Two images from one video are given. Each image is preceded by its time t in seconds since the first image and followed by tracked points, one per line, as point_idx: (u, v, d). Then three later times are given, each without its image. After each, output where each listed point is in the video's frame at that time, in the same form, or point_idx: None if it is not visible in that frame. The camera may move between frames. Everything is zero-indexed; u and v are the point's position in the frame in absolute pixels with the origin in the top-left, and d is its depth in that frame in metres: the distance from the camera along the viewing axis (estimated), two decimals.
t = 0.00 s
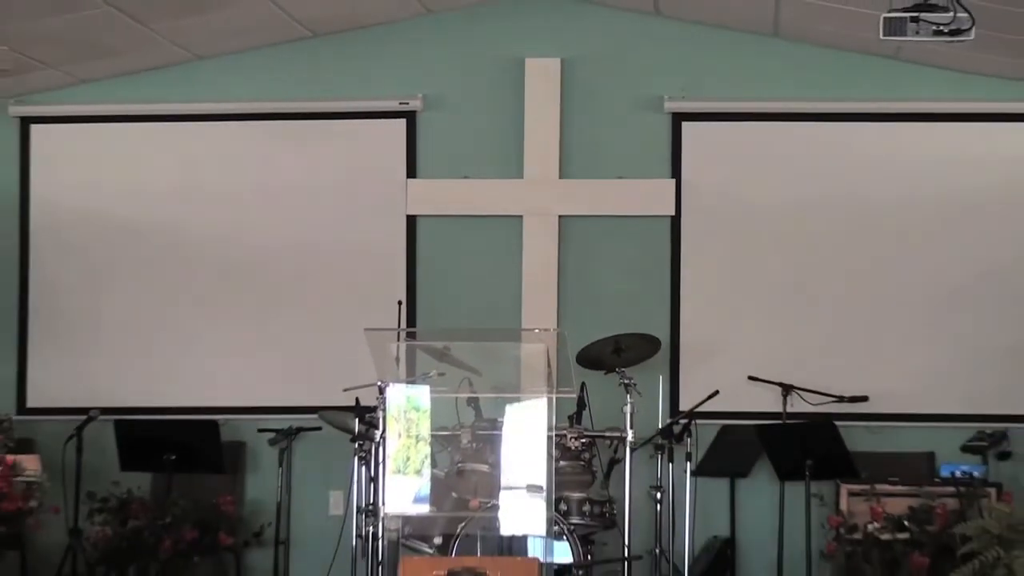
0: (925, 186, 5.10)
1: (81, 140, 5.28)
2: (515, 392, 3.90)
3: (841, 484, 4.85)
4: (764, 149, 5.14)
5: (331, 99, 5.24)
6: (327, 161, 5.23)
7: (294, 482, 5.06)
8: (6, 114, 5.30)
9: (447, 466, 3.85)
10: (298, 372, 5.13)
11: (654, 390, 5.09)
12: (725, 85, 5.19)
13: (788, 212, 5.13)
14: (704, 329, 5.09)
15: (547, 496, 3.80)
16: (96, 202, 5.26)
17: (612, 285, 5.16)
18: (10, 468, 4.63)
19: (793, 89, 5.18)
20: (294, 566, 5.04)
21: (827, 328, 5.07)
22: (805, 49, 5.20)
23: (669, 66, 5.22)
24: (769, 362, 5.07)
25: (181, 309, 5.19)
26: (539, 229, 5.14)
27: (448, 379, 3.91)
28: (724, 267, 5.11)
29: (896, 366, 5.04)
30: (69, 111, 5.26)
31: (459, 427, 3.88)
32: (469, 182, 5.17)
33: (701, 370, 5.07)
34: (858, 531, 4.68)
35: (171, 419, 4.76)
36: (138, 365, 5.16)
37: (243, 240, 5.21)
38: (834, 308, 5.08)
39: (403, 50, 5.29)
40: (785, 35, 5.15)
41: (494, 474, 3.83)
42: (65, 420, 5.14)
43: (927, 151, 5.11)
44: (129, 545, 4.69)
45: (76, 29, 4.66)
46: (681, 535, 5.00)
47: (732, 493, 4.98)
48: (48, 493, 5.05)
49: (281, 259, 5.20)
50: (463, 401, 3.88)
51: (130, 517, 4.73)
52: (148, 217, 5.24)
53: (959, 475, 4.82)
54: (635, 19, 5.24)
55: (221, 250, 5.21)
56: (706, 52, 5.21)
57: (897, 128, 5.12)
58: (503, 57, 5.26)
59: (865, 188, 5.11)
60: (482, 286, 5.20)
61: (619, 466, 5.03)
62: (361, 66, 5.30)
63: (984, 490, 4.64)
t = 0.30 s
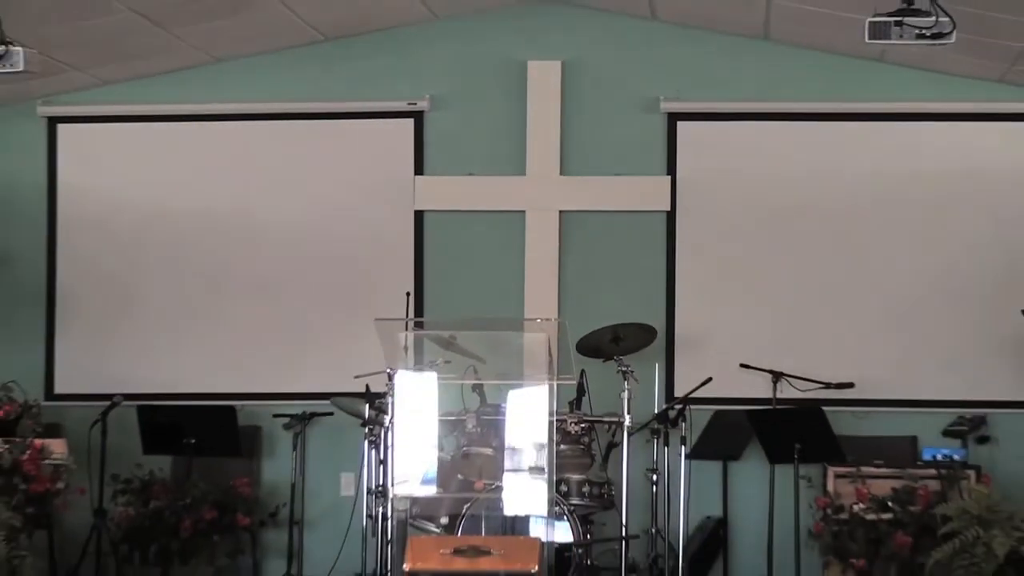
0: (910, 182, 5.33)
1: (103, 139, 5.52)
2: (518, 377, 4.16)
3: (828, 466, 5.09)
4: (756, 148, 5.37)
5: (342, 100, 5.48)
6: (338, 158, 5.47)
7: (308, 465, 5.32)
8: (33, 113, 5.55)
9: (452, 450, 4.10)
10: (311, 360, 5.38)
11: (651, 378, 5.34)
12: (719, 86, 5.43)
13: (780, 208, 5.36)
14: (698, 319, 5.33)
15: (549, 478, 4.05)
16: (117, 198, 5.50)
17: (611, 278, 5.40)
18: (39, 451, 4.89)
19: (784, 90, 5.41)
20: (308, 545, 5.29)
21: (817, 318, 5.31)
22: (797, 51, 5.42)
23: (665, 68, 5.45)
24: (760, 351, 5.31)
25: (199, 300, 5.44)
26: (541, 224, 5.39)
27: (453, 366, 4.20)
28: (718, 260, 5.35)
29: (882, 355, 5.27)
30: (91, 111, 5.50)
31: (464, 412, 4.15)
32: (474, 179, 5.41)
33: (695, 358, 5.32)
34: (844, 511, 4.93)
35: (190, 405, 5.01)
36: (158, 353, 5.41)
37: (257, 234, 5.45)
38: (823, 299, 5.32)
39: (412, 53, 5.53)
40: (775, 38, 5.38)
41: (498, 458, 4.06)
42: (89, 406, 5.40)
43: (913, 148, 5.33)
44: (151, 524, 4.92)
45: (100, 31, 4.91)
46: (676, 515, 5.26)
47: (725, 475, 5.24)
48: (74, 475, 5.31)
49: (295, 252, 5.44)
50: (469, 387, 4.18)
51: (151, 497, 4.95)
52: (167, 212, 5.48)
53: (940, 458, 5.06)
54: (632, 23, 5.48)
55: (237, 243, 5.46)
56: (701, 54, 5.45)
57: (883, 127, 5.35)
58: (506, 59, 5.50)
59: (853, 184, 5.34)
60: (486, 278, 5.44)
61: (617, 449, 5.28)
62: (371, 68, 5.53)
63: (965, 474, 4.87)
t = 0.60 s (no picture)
0: (896, 179, 5.56)
1: (124, 138, 5.77)
2: (521, 365, 4.45)
3: (817, 451, 5.33)
4: (749, 147, 5.61)
5: (353, 102, 5.73)
6: (348, 158, 5.72)
7: (322, 449, 5.57)
8: (58, 114, 5.80)
9: (459, 435, 4.38)
10: (323, 351, 5.63)
11: (648, 367, 5.58)
12: (713, 88, 5.67)
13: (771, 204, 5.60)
14: (693, 311, 5.58)
15: (551, 461, 4.28)
16: (138, 195, 5.75)
17: (610, 271, 5.65)
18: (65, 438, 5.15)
19: (775, 91, 5.64)
20: (322, 525, 5.55)
21: (807, 310, 5.55)
22: (788, 54, 5.66)
23: (661, 71, 5.69)
24: (752, 341, 5.55)
25: (216, 293, 5.69)
26: (543, 219, 5.64)
27: (459, 355, 4.47)
28: (711, 254, 5.60)
29: (869, 345, 5.51)
30: (113, 112, 5.76)
31: (470, 399, 4.44)
32: (479, 176, 5.66)
33: (690, 347, 5.56)
34: (832, 493, 5.15)
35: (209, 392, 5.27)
36: (177, 343, 5.67)
37: (272, 229, 5.70)
38: (812, 291, 5.56)
39: (419, 56, 5.78)
40: (766, 43, 5.62)
41: (501, 442, 4.35)
42: (112, 393, 5.66)
43: (899, 147, 5.57)
44: (172, 506, 5.16)
45: (123, 35, 5.16)
46: (673, 496, 5.53)
47: (719, 459, 5.49)
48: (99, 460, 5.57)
49: (307, 246, 5.69)
50: (474, 375, 4.46)
51: (173, 480, 5.19)
52: (186, 208, 5.73)
53: (922, 443, 5.31)
54: (630, 27, 5.72)
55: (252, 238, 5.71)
56: (696, 57, 5.69)
57: (870, 127, 5.59)
58: (509, 62, 5.74)
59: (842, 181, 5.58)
60: (491, 271, 5.69)
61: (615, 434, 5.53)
62: (380, 71, 5.78)
63: (947, 458, 5.11)
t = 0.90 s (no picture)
0: (885, 178, 5.81)
1: (148, 139, 6.04)
2: (525, 356, 4.71)
3: (808, 438, 5.55)
4: (744, 148, 5.87)
5: (365, 104, 6.01)
6: (360, 157, 5.98)
7: (336, 436, 5.85)
8: (85, 116, 6.08)
9: (466, 422, 4.67)
10: (336, 342, 5.89)
11: (647, 358, 5.84)
12: (709, 91, 5.92)
13: (765, 202, 5.85)
14: (690, 304, 5.84)
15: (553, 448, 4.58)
16: (160, 193, 6.02)
17: (611, 266, 5.90)
18: (92, 425, 5.42)
19: (769, 94, 5.90)
20: (336, 508, 5.82)
21: (799, 303, 5.81)
22: (781, 59, 5.91)
23: (660, 75, 5.95)
24: (747, 333, 5.81)
25: (234, 287, 5.96)
26: (547, 216, 5.90)
27: (467, 346, 4.74)
28: (707, 250, 5.85)
29: (858, 336, 5.77)
30: (137, 114, 6.03)
31: (476, 387, 4.70)
32: (485, 176, 5.92)
33: (687, 339, 5.82)
34: (822, 478, 5.38)
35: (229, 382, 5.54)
36: (197, 335, 5.94)
37: (288, 226, 5.97)
38: (804, 286, 5.81)
39: (428, 61, 6.04)
40: (760, 48, 5.88)
41: (507, 429, 4.59)
42: (136, 383, 5.93)
43: (887, 148, 5.82)
44: (193, 489, 5.45)
45: (147, 41, 5.43)
46: (671, 481, 5.80)
47: (714, 445, 5.77)
48: (125, 445, 5.85)
49: (321, 242, 5.95)
50: (480, 365, 4.73)
51: (194, 465, 5.49)
52: (205, 206, 6.01)
53: (908, 430, 5.52)
54: (630, 33, 5.98)
55: (269, 234, 5.98)
56: (693, 62, 5.95)
57: (860, 128, 5.84)
58: (514, 67, 6.01)
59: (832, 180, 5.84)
60: (497, 265, 5.94)
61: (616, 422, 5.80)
62: (391, 75, 6.04)
63: (931, 445, 5.34)
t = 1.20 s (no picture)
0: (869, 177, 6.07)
1: (163, 140, 6.30)
2: (526, 349, 4.98)
3: (795, 426, 5.81)
4: (734, 148, 6.13)
5: (371, 107, 6.28)
6: (367, 157, 6.25)
7: (344, 424, 6.11)
8: (104, 117, 6.34)
9: (469, 410, 4.94)
10: (344, 335, 6.16)
11: (641, 348, 6.10)
12: (701, 94, 6.18)
13: (754, 200, 6.11)
14: (682, 298, 6.10)
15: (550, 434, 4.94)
16: (175, 191, 6.28)
17: (607, 262, 6.16)
18: (111, 413, 5.69)
19: (758, 97, 6.16)
20: (344, 492, 6.08)
21: (787, 297, 6.07)
22: (770, 63, 6.17)
23: (654, 79, 6.21)
24: (737, 325, 6.07)
25: (246, 281, 6.23)
26: (546, 214, 6.16)
27: (469, 338, 4.99)
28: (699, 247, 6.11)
29: (843, 329, 6.03)
30: (153, 116, 6.29)
31: (479, 376, 4.94)
32: (486, 175, 6.18)
33: (680, 331, 6.08)
34: (809, 463, 5.64)
35: (243, 372, 5.79)
36: (211, 327, 6.20)
37: (297, 223, 6.24)
38: (791, 280, 6.07)
39: (432, 65, 6.30)
40: (750, 53, 6.13)
41: (507, 418, 4.93)
42: (153, 373, 6.20)
43: (872, 148, 6.08)
44: (208, 475, 5.69)
45: (164, 45, 5.69)
46: (664, 466, 6.07)
47: (706, 432, 6.05)
48: (143, 432, 6.12)
49: (329, 239, 6.22)
50: (482, 356, 4.97)
51: (209, 452, 5.72)
52: (218, 204, 6.27)
53: (889, 418, 5.79)
54: (625, 39, 6.23)
55: (279, 231, 6.24)
56: (687, 65, 6.20)
57: (845, 130, 6.09)
58: (514, 71, 6.26)
59: (819, 179, 6.09)
60: (497, 261, 6.20)
61: (611, 410, 6.07)
62: (396, 78, 6.31)
63: (912, 432, 5.57)
